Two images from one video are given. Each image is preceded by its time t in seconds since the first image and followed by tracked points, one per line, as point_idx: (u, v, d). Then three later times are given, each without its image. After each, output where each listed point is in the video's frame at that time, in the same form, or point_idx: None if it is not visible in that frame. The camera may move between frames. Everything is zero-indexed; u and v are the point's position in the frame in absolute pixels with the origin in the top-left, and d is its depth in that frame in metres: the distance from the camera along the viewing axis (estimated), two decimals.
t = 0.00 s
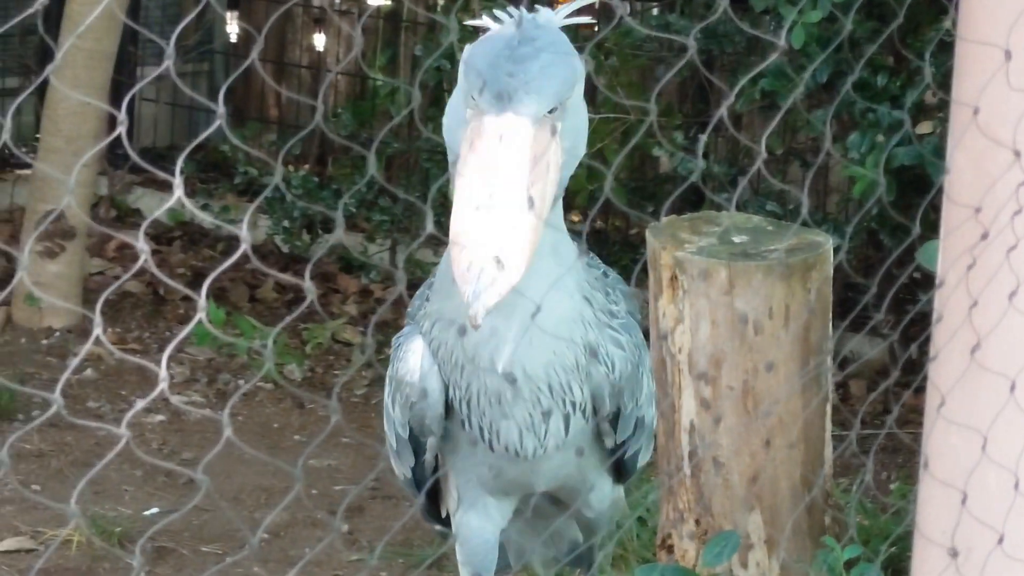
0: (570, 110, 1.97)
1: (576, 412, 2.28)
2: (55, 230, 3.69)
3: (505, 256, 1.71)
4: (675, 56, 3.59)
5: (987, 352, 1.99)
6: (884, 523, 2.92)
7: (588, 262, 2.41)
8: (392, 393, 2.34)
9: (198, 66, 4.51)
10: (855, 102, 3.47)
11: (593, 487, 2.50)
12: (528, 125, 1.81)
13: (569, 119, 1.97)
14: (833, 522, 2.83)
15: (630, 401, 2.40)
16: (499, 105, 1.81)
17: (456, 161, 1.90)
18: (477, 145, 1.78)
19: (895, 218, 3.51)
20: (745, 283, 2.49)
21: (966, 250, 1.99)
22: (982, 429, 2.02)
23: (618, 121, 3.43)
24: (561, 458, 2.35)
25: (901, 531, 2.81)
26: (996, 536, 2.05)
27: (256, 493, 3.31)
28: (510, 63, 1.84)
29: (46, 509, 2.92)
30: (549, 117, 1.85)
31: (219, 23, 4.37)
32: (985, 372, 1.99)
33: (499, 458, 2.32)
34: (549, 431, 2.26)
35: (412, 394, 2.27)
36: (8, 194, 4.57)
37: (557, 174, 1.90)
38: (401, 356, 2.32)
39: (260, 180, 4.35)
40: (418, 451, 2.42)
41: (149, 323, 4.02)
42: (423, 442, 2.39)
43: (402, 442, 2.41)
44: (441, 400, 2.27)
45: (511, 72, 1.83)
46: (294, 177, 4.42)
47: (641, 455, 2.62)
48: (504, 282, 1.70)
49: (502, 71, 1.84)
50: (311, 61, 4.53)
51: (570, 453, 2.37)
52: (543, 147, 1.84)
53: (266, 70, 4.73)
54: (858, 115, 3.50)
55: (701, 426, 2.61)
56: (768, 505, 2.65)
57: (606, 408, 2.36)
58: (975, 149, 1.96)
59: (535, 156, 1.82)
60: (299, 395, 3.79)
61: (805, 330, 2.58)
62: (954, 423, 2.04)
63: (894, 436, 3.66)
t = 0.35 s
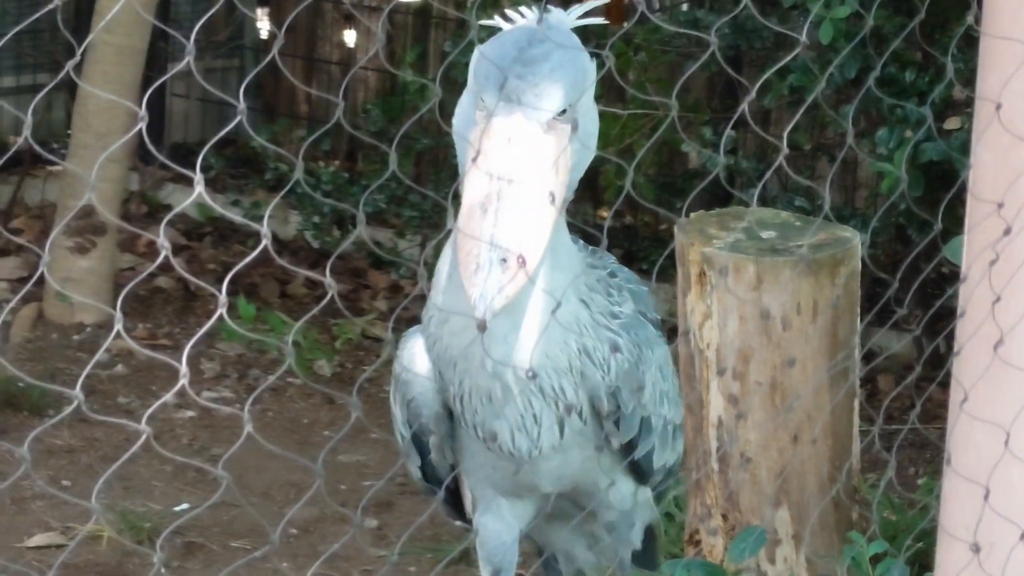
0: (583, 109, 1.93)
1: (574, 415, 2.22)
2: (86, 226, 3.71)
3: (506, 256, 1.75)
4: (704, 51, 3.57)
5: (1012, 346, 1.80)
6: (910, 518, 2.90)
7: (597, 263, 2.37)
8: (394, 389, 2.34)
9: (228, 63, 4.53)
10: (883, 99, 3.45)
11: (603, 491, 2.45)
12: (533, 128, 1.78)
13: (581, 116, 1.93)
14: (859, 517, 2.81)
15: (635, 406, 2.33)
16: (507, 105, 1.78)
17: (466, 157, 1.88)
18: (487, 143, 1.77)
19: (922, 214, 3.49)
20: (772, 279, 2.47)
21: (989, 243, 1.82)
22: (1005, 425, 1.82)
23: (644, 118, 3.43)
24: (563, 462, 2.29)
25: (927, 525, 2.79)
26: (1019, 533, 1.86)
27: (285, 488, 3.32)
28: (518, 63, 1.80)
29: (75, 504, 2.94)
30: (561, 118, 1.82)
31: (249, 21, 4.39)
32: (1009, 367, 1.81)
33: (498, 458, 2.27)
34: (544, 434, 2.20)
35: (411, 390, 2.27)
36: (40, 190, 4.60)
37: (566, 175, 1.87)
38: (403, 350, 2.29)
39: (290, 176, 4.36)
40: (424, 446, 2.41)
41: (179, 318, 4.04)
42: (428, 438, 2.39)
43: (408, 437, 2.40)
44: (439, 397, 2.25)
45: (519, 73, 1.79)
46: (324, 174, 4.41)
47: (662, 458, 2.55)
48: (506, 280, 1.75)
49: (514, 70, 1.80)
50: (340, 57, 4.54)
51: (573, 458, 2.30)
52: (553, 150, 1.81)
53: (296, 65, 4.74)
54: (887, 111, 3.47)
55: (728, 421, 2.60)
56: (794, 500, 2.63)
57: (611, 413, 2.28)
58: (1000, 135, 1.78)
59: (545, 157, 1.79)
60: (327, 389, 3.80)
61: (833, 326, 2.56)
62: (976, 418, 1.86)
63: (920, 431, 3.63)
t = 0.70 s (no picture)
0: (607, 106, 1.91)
1: (566, 413, 2.02)
2: (111, 221, 3.72)
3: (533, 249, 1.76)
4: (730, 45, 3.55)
5: None
6: (937, 512, 2.87)
7: (616, 261, 2.18)
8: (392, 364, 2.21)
9: (254, 58, 4.54)
10: (908, 93, 3.42)
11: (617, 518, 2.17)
12: (557, 121, 1.76)
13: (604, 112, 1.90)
14: (884, 509, 2.78)
15: (642, 415, 2.09)
16: (530, 98, 1.75)
17: (489, 147, 1.86)
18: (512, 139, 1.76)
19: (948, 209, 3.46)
20: (798, 271, 2.45)
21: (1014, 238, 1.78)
22: None
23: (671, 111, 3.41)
24: (556, 464, 2.09)
25: (952, 518, 2.76)
26: None
27: (311, 482, 3.32)
28: (542, 56, 1.77)
29: (100, 497, 2.95)
30: (584, 112, 1.79)
31: (274, 17, 4.40)
32: None
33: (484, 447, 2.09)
34: (530, 426, 2.01)
35: (404, 365, 2.14)
36: (67, 184, 4.61)
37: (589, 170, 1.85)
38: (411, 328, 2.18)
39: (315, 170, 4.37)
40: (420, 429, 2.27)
41: (205, 312, 4.05)
42: (432, 428, 2.25)
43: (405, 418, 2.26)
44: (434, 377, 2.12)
45: (544, 65, 1.77)
46: (349, 168, 4.40)
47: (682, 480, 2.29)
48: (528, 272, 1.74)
49: (537, 62, 1.77)
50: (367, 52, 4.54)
51: (565, 461, 2.08)
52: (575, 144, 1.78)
53: (322, 60, 4.75)
54: (912, 105, 3.44)
55: (754, 414, 2.58)
56: (820, 493, 2.61)
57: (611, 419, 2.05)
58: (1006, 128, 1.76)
59: (567, 151, 1.77)
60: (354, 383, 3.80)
61: (858, 319, 2.54)
62: (1004, 416, 1.82)
63: (946, 425, 3.60)
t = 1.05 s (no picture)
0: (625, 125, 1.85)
1: (588, 456, 1.98)
2: (136, 214, 3.74)
3: (534, 281, 1.73)
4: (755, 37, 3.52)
5: None
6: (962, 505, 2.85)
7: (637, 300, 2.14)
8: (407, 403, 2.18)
9: (279, 51, 4.55)
10: (933, 85, 3.39)
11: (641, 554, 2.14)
12: (561, 149, 1.72)
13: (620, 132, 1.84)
14: (907, 501, 2.76)
15: (665, 454, 2.06)
16: (533, 127, 1.71)
17: (497, 175, 1.81)
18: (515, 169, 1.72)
19: (972, 202, 3.44)
20: (823, 264, 2.43)
21: None
22: None
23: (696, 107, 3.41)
24: (578, 505, 2.05)
25: (977, 510, 2.74)
26: None
27: (337, 474, 3.32)
28: (547, 80, 1.71)
29: (126, 490, 2.96)
30: (593, 138, 1.75)
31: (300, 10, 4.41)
32: None
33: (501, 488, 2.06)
34: (549, 469, 1.99)
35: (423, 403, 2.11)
36: (93, 177, 4.63)
37: (603, 197, 1.80)
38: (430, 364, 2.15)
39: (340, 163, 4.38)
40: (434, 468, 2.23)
41: (230, 304, 4.06)
42: (451, 464, 2.22)
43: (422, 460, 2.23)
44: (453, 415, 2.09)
45: (549, 90, 1.71)
46: (375, 160, 4.40)
47: (709, 515, 2.24)
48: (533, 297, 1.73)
49: (541, 88, 1.71)
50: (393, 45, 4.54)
51: (585, 503, 2.06)
52: (585, 172, 1.75)
53: (347, 53, 4.76)
54: (938, 98, 3.41)
55: (779, 407, 2.56)
56: (846, 485, 2.59)
57: (634, 463, 2.01)
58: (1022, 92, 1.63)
59: (573, 178, 1.74)
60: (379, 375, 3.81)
61: (882, 313, 2.52)
62: None
63: (970, 417, 3.57)
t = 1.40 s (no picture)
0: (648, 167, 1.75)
1: (616, 495, 2.00)
2: (162, 208, 3.76)
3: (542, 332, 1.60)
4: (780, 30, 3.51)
5: None
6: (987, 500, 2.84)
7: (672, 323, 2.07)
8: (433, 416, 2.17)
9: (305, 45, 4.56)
10: (957, 79, 3.37)
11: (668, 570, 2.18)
12: (579, 189, 1.62)
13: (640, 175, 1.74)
14: (931, 495, 2.74)
15: (695, 485, 2.07)
16: (546, 167, 1.62)
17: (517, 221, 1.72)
18: (532, 212, 1.63)
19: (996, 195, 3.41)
20: (847, 259, 2.42)
21: None
22: None
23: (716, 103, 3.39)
24: (606, 532, 2.09)
25: (1001, 503, 2.72)
26: None
27: (361, 468, 3.33)
28: (565, 117, 1.62)
29: (151, 483, 2.98)
30: (611, 180, 1.63)
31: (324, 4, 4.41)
32: None
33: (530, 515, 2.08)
34: (579, 506, 2.01)
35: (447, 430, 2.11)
36: (119, 171, 4.66)
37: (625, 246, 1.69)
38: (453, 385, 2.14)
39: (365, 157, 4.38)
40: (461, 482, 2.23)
41: (255, 298, 4.08)
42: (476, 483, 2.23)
43: (448, 473, 2.24)
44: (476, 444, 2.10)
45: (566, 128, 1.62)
46: (399, 155, 4.40)
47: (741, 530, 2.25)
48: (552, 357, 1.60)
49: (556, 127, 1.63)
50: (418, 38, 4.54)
51: (613, 528, 2.09)
52: (608, 214, 1.64)
53: (373, 47, 4.76)
54: (961, 91, 3.39)
55: (803, 401, 2.55)
56: (870, 479, 2.58)
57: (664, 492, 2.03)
58: None
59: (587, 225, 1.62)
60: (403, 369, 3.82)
61: (907, 307, 2.51)
62: None
63: (995, 411, 3.55)
